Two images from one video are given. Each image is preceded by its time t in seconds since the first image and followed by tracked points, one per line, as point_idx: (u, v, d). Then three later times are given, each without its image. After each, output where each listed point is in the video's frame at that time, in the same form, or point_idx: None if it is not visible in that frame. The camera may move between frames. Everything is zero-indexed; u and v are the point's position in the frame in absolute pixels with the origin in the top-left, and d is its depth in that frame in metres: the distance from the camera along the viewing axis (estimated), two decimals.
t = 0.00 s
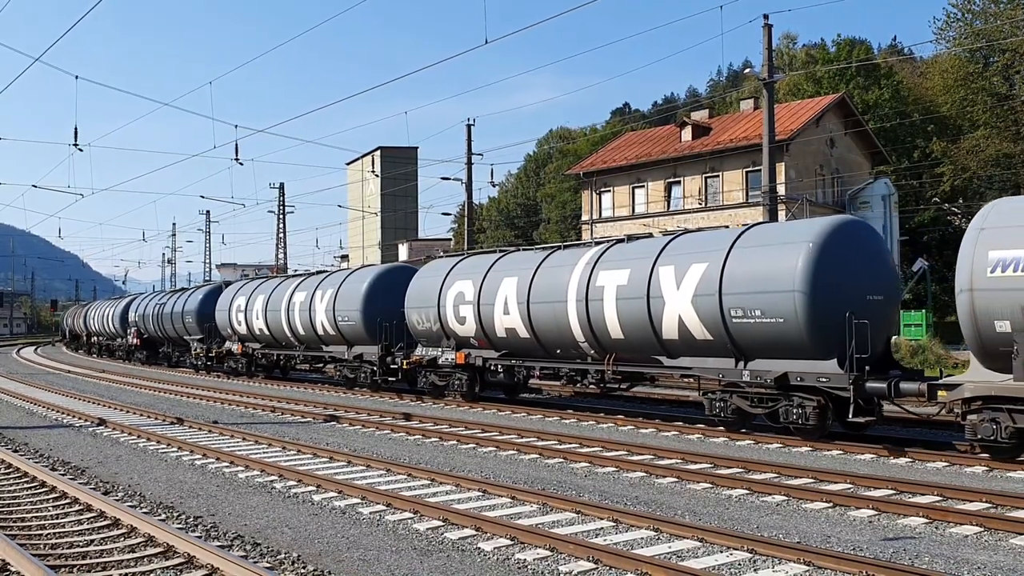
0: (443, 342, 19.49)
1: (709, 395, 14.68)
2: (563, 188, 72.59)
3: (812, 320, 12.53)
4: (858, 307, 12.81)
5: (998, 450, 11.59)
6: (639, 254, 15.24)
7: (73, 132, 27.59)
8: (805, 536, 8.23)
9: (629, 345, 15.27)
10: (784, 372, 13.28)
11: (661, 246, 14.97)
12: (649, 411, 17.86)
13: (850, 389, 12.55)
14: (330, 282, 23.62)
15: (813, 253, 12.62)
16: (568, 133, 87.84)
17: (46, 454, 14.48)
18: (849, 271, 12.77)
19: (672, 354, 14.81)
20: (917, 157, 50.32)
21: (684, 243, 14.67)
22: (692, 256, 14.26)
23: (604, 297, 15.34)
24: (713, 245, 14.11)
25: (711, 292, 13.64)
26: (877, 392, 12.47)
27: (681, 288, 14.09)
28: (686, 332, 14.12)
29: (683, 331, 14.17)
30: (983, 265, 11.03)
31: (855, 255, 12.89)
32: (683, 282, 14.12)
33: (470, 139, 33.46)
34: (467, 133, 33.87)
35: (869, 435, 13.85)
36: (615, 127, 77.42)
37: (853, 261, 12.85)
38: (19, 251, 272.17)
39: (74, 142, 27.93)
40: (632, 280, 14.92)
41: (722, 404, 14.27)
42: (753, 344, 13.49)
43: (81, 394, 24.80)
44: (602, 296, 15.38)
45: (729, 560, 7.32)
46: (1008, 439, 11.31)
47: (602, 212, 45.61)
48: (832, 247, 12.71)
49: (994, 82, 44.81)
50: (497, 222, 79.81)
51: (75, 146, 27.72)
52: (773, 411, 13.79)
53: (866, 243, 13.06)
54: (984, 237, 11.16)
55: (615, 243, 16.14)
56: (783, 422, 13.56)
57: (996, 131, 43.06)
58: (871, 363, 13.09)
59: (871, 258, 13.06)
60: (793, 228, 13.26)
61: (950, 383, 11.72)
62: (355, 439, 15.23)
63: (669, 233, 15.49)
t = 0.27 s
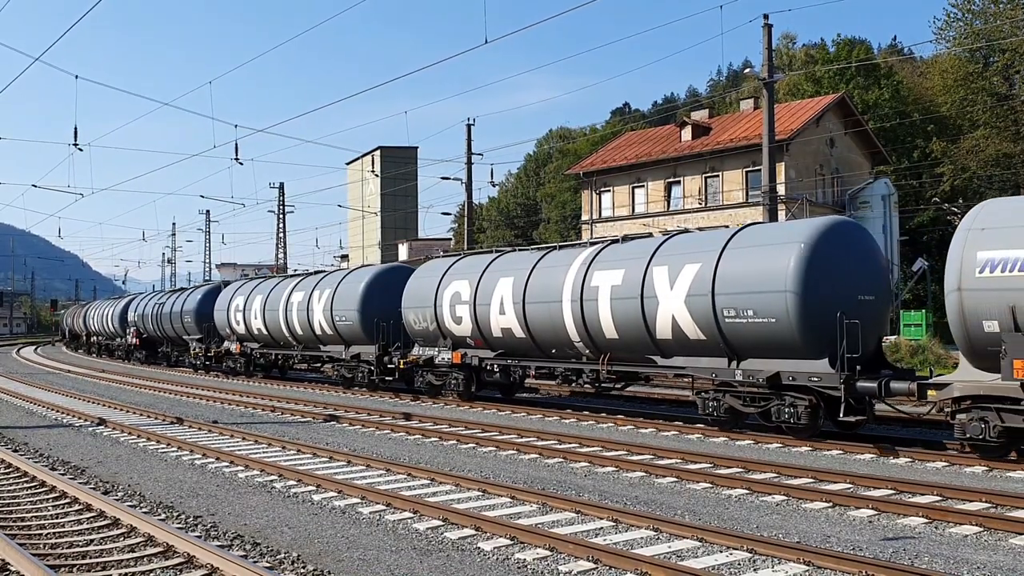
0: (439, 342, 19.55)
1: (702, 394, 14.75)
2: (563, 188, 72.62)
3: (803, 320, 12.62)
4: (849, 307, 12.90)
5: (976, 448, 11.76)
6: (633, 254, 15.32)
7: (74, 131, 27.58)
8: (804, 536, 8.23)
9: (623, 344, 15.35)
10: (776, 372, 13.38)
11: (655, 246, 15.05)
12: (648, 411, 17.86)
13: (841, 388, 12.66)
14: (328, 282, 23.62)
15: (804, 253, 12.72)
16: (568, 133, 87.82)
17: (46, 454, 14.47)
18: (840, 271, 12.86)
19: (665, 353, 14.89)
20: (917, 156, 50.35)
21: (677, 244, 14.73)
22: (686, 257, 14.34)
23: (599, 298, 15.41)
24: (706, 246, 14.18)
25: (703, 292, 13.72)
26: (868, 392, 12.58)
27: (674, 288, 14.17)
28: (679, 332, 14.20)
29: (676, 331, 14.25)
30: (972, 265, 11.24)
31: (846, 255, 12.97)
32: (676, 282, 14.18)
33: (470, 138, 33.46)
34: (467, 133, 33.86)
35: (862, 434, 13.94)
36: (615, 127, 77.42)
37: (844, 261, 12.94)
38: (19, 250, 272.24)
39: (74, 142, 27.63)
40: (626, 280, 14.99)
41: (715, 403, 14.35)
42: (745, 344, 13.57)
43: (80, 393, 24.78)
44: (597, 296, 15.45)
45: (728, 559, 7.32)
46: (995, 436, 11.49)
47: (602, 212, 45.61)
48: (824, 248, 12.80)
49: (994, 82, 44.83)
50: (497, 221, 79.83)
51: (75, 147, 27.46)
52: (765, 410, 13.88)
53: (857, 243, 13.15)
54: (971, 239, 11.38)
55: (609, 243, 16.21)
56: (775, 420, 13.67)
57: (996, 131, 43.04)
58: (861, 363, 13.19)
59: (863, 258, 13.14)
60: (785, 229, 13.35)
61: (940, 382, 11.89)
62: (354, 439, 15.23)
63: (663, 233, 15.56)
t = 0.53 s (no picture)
0: (436, 341, 19.60)
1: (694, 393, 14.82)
2: (563, 188, 72.65)
3: (794, 320, 12.70)
4: (840, 307, 12.96)
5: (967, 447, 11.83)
6: (627, 254, 15.40)
7: (74, 131, 27.63)
8: (804, 536, 8.23)
9: (617, 344, 15.43)
10: (767, 371, 13.46)
11: (649, 247, 15.13)
12: (647, 410, 17.86)
13: (832, 388, 12.74)
14: (326, 281, 23.62)
15: (795, 254, 12.79)
16: (568, 133, 87.85)
17: (46, 453, 14.46)
18: (831, 271, 12.92)
19: (659, 353, 14.98)
20: (917, 156, 50.38)
21: (670, 244, 14.83)
22: (679, 257, 14.43)
23: (593, 298, 15.50)
24: (698, 247, 14.28)
25: (696, 292, 13.80)
26: (859, 391, 12.66)
27: (668, 288, 14.26)
28: (673, 331, 14.29)
29: (670, 331, 14.33)
30: (960, 265, 11.32)
31: (837, 256, 13.04)
32: (669, 282, 14.27)
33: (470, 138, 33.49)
34: (467, 133, 33.87)
35: (853, 434, 14.03)
36: (615, 126, 77.46)
37: (835, 262, 13.00)
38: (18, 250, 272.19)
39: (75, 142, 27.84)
40: (620, 280, 15.07)
41: (708, 402, 14.41)
42: (737, 344, 13.65)
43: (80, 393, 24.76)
44: (591, 297, 15.55)
45: (728, 559, 7.32)
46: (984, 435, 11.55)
47: (602, 212, 45.62)
48: (815, 249, 12.87)
49: (994, 82, 44.85)
50: (497, 221, 79.87)
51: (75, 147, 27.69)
52: (757, 410, 13.95)
53: (848, 244, 13.21)
54: (960, 239, 11.47)
55: (604, 244, 16.29)
56: (766, 420, 13.75)
57: (996, 131, 43.03)
58: (853, 363, 13.27)
59: (855, 259, 13.20)
60: (777, 229, 13.44)
61: (929, 381, 11.97)
62: (354, 438, 15.24)
63: (657, 234, 15.63)
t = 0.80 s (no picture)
0: (433, 340, 19.63)
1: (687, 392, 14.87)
2: (563, 188, 72.67)
3: (785, 319, 12.78)
4: (831, 307, 13.05)
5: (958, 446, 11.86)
6: (621, 254, 15.48)
7: (74, 130, 27.72)
8: (803, 535, 8.23)
9: (611, 343, 15.51)
10: (759, 370, 13.53)
11: (642, 247, 15.22)
12: (646, 409, 17.85)
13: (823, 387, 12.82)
14: (324, 281, 23.63)
15: (786, 254, 12.89)
16: (568, 133, 87.88)
17: (46, 453, 14.45)
18: (821, 272, 13.01)
19: (652, 352, 15.07)
20: (916, 156, 50.45)
21: (664, 245, 14.92)
22: (672, 257, 14.53)
23: (587, 298, 15.60)
24: (691, 247, 14.37)
25: (689, 292, 13.90)
26: (848, 390, 12.71)
27: (661, 288, 14.35)
28: (666, 331, 14.38)
29: (662, 331, 14.43)
30: (948, 265, 11.35)
31: (827, 256, 13.14)
32: (662, 282, 14.37)
33: (470, 138, 33.54)
34: (467, 132, 33.87)
35: (845, 433, 14.09)
36: (615, 126, 77.51)
37: (825, 262, 13.10)
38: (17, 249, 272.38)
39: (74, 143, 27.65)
40: (614, 280, 15.17)
41: (700, 401, 14.45)
42: (729, 343, 13.73)
43: (80, 392, 24.72)
44: (585, 297, 15.65)
45: (728, 559, 7.31)
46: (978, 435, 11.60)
47: (602, 211, 45.61)
48: (805, 248, 12.96)
49: (994, 82, 44.90)
50: (496, 221, 79.90)
51: (75, 146, 27.61)
52: (748, 409, 14.00)
53: (838, 244, 13.32)
54: (949, 240, 11.50)
55: (598, 244, 16.37)
56: (758, 419, 13.81)
57: (995, 131, 43.03)
58: (843, 362, 13.33)
59: (843, 259, 13.33)
60: (768, 230, 13.53)
61: (918, 380, 12.06)
62: (353, 438, 15.24)
63: (650, 234, 15.71)
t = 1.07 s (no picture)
0: (429, 340, 19.67)
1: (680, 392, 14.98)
2: (563, 188, 72.67)
3: (776, 319, 12.90)
4: (822, 307, 13.17)
5: (951, 445, 11.90)
6: (615, 255, 15.58)
7: (74, 130, 27.80)
8: (803, 535, 8.23)
9: (605, 343, 15.59)
10: (751, 369, 13.63)
11: (636, 248, 15.33)
12: (646, 409, 17.87)
13: (812, 386, 12.91)
14: (321, 281, 23.64)
15: (776, 255, 13.01)
16: (568, 132, 87.85)
17: (46, 453, 14.46)
18: (812, 272, 13.14)
19: (646, 352, 15.16)
20: (916, 156, 50.47)
21: (657, 245, 15.04)
22: (664, 258, 14.64)
23: (582, 298, 15.68)
24: (684, 248, 14.49)
25: (681, 292, 14.01)
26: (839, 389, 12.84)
27: (654, 288, 14.46)
28: (659, 331, 14.48)
29: (656, 331, 14.53)
30: (936, 266, 11.46)
31: (818, 257, 13.26)
32: (656, 283, 14.47)
33: (470, 137, 33.55)
34: (467, 132, 33.87)
35: (838, 431, 14.18)
36: (615, 125, 77.51)
37: (816, 263, 13.22)
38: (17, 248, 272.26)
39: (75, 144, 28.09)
40: (608, 281, 15.26)
41: (693, 400, 14.56)
42: (721, 343, 13.84)
43: (80, 393, 24.70)
44: (580, 297, 15.73)
45: (728, 559, 7.32)
46: (969, 434, 11.67)
47: (602, 211, 45.63)
48: (795, 250, 13.09)
49: (994, 82, 44.93)
50: (496, 221, 79.88)
51: (76, 146, 27.88)
52: (740, 408, 14.10)
53: (828, 245, 13.44)
54: (937, 240, 11.59)
55: (592, 245, 16.47)
56: (749, 417, 13.92)
57: (995, 131, 42.99)
58: (833, 362, 13.41)
59: (834, 260, 13.44)
60: (759, 231, 13.66)
61: (907, 380, 12.14)
62: (353, 438, 15.25)
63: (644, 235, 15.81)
